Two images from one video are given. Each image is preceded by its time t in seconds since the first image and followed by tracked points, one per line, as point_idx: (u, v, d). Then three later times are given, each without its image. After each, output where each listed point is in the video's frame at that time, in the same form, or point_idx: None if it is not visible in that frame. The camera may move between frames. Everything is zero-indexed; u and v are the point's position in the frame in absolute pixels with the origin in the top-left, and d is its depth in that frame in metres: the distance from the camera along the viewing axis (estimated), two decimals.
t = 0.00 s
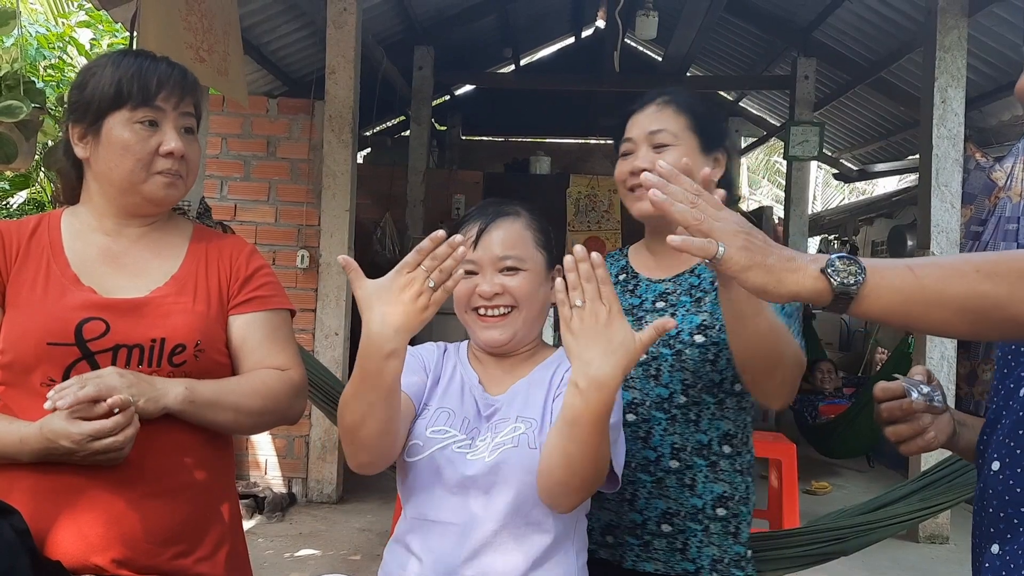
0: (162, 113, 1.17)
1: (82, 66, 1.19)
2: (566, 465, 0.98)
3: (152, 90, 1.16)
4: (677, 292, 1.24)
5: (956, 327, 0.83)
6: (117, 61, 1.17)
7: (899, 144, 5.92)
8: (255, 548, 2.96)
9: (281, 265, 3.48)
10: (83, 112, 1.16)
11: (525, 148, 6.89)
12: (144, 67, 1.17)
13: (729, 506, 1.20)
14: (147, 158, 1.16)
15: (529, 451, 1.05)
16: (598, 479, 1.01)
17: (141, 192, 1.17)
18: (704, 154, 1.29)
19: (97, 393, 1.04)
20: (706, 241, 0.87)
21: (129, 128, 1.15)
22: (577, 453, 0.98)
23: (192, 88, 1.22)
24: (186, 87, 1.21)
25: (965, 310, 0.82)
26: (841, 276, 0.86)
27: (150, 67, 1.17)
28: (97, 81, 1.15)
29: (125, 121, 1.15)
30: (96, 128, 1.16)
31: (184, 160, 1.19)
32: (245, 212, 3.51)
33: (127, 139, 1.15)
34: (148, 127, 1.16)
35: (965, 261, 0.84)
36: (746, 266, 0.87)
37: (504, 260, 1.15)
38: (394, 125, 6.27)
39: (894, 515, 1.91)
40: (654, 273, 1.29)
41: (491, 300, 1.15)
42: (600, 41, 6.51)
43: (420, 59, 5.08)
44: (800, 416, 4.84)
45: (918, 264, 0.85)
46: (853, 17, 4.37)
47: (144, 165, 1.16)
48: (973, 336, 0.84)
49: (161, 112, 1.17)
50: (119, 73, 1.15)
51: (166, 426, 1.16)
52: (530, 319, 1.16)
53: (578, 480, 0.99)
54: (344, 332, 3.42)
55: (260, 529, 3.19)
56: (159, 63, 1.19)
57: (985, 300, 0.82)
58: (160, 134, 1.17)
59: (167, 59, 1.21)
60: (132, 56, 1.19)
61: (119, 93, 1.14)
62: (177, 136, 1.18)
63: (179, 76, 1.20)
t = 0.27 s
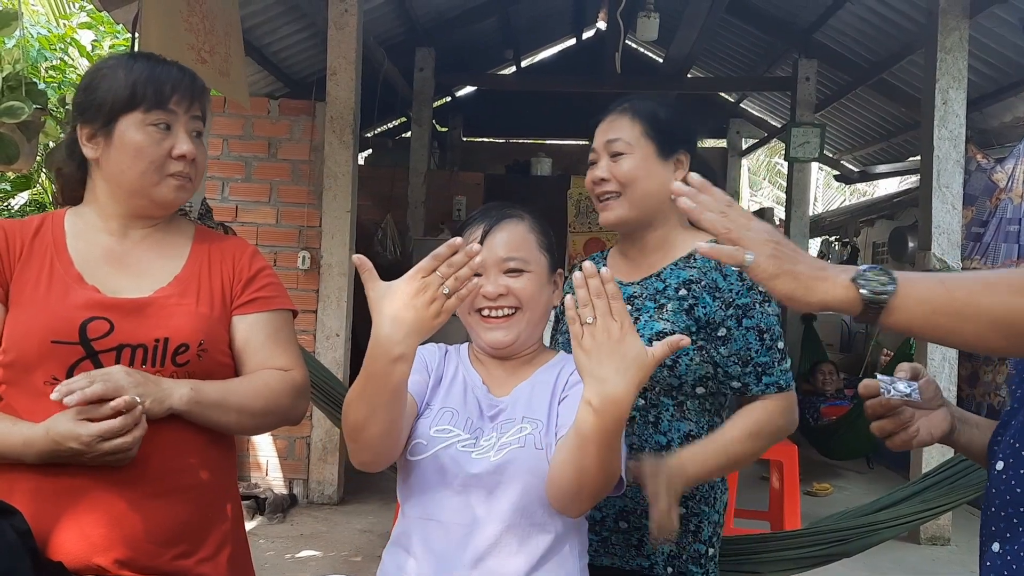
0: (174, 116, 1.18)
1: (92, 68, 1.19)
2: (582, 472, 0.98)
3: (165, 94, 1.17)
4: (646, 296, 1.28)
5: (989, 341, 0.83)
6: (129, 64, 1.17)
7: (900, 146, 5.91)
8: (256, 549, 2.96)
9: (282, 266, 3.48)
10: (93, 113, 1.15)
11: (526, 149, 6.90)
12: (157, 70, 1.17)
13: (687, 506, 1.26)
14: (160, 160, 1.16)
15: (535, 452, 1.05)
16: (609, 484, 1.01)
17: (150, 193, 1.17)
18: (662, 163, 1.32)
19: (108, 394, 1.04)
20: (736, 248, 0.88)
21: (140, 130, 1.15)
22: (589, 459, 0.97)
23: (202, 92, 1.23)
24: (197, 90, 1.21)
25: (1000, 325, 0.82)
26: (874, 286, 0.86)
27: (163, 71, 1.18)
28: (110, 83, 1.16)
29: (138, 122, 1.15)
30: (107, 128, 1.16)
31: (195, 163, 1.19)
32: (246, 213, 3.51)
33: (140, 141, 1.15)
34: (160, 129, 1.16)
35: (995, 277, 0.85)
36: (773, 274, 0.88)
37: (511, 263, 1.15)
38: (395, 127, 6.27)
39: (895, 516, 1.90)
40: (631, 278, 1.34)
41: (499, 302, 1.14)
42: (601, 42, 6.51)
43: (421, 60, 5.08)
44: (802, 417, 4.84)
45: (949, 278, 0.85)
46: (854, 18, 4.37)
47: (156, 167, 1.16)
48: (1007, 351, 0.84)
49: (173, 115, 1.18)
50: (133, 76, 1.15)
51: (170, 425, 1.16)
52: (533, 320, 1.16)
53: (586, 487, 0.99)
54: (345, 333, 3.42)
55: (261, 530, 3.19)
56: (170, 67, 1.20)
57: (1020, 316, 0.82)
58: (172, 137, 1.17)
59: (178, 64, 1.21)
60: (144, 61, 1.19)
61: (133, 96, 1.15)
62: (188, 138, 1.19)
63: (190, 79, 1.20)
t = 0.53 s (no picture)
0: (196, 125, 1.18)
1: (112, 67, 1.19)
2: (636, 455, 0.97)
3: (191, 104, 1.17)
4: (632, 297, 1.27)
5: None
6: (154, 68, 1.17)
7: (903, 146, 5.91)
8: (258, 549, 2.96)
9: (285, 266, 3.48)
10: (116, 115, 1.15)
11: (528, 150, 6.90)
12: (185, 80, 1.17)
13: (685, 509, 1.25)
14: (180, 168, 1.16)
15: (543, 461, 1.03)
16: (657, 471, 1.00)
17: (165, 201, 1.17)
18: (622, 168, 1.29)
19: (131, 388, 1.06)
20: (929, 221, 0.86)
21: (162, 137, 1.15)
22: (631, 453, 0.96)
23: (222, 100, 1.23)
24: (218, 101, 1.22)
25: None
26: None
27: (190, 81, 1.18)
28: (135, 87, 1.15)
29: (160, 129, 1.15)
30: (126, 130, 1.15)
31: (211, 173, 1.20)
32: (249, 213, 3.51)
33: (161, 148, 1.15)
34: (182, 138, 1.17)
35: None
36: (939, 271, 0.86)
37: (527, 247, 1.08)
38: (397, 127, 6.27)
39: (900, 516, 1.89)
40: (620, 279, 1.33)
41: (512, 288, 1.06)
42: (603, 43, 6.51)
43: (424, 61, 5.07)
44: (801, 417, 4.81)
45: None
46: (857, 18, 4.37)
47: (175, 175, 1.16)
48: None
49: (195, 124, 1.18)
50: (160, 84, 1.15)
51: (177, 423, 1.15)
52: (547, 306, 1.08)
53: (642, 479, 0.97)
54: (348, 333, 3.42)
55: (263, 530, 3.19)
56: (193, 75, 1.20)
57: None
58: (191, 146, 1.17)
59: (200, 71, 1.21)
60: (169, 65, 1.19)
61: (159, 103, 1.14)
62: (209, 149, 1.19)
63: (213, 90, 1.21)
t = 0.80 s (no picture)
0: (206, 139, 1.17)
1: (131, 68, 1.18)
2: (702, 450, 0.87)
3: (203, 116, 1.16)
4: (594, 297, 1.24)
5: None
6: (171, 77, 1.16)
7: (906, 146, 5.90)
8: (261, 549, 2.96)
9: (288, 266, 3.48)
10: (128, 119, 1.14)
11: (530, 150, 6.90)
12: (199, 93, 1.17)
13: (644, 503, 1.21)
14: (184, 179, 1.16)
15: (555, 468, 0.93)
16: (726, 462, 0.89)
17: (167, 210, 1.17)
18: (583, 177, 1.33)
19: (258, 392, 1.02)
20: None
21: (170, 148, 1.15)
22: (689, 451, 0.86)
23: (234, 113, 1.23)
24: (229, 112, 1.21)
25: None
26: None
27: (203, 93, 1.17)
28: (149, 94, 1.15)
29: (168, 139, 1.15)
30: (134, 137, 1.15)
31: (215, 184, 1.20)
32: (252, 213, 3.50)
33: (167, 159, 1.14)
34: (190, 150, 1.16)
35: None
36: None
37: (565, 222, 1.02)
38: (399, 127, 6.27)
39: (904, 517, 1.88)
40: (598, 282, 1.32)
41: (549, 262, 1.00)
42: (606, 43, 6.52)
43: (426, 61, 5.08)
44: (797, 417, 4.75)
45: None
46: (860, 18, 4.37)
47: (179, 185, 1.16)
48: None
49: (205, 137, 1.17)
50: (175, 93, 1.15)
51: (183, 423, 1.15)
52: (579, 288, 1.01)
53: (718, 464, 0.89)
54: (350, 333, 3.42)
55: (266, 529, 3.19)
56: (209, 85, 1.19)
57: None
58: (198, 157, 1.17)
59: (216, 82, 1.21)
60: (186, 74, 1.18)
61: (171, 112, 1.14)
62: (216, 163, 1.19)
63: (225, 101, 1.20)
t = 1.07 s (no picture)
0: (204, 142, 1.17)
1: (138, 67, 1.18)
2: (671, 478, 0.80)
3: (201, 118, 1.15)
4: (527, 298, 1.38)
5: None
6: (173, 77, 1.16)
7: (909, 146, 5.89)
8: (264, 548, 2.96)
9: (292, 266, 3.48)
10: (128, 119, 1.14)
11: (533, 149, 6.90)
12: (197, 93, 1.16)
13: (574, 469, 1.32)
14: (179, 182, 1.16)
15: (552, 476, 0.92)
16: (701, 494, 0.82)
17: (164, 211, 1.17)
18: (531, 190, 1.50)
19: (317, 397, 1.06)
20: None
21: (167, 149, 1.15)
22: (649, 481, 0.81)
23: (236, 115, 1.22)
24: (231, 114, 1.20)
25: None
26: None
27: (202, 94, 1.16)
28: (149, 94, 1.14)
29: (165, 141, 1.14)
30: (133, 140, 1.15)
31: (213, 187, 1.19)
32: (255, 212, 3.50)
33: (163, 160, 1.14)
34: (187, 153, 1.16)
35: None
36: None
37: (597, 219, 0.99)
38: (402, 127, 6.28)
39: (908, 517, 1.87)
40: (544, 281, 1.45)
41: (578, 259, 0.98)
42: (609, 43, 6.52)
43: (429, 61, 5.08)
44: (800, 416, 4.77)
45: None
46: (865, 18, 4.37)
47: (174, 187, 1.16)
48: None
49: (203, 140, 1.17)
50: (173, 94, 1.14)
51: (188, 422, 1.15)
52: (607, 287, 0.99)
53: (694, 472, 0.79)
54: (354, 332, 3.42)
55: (269, 529, 3.19)
56: (211, 86, 1.18)
57: None
58: (194, 160, 1.17)
59: (219, 84, 1.20)
60: (189, 75, 1.18)
61: (168, 113, 1.13)
62: (214, 166, 1.18)
63: (226, 103, 1.19)
